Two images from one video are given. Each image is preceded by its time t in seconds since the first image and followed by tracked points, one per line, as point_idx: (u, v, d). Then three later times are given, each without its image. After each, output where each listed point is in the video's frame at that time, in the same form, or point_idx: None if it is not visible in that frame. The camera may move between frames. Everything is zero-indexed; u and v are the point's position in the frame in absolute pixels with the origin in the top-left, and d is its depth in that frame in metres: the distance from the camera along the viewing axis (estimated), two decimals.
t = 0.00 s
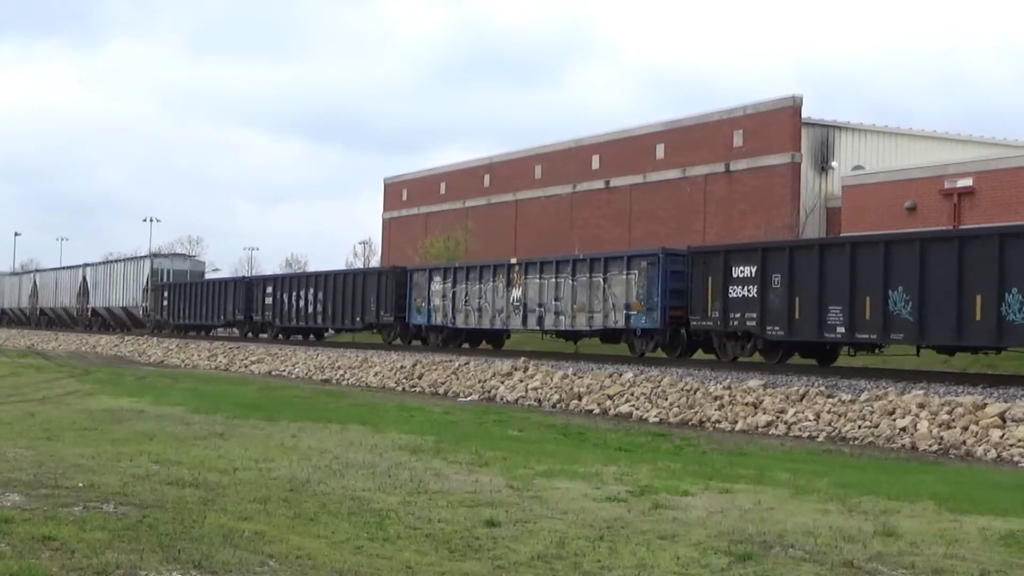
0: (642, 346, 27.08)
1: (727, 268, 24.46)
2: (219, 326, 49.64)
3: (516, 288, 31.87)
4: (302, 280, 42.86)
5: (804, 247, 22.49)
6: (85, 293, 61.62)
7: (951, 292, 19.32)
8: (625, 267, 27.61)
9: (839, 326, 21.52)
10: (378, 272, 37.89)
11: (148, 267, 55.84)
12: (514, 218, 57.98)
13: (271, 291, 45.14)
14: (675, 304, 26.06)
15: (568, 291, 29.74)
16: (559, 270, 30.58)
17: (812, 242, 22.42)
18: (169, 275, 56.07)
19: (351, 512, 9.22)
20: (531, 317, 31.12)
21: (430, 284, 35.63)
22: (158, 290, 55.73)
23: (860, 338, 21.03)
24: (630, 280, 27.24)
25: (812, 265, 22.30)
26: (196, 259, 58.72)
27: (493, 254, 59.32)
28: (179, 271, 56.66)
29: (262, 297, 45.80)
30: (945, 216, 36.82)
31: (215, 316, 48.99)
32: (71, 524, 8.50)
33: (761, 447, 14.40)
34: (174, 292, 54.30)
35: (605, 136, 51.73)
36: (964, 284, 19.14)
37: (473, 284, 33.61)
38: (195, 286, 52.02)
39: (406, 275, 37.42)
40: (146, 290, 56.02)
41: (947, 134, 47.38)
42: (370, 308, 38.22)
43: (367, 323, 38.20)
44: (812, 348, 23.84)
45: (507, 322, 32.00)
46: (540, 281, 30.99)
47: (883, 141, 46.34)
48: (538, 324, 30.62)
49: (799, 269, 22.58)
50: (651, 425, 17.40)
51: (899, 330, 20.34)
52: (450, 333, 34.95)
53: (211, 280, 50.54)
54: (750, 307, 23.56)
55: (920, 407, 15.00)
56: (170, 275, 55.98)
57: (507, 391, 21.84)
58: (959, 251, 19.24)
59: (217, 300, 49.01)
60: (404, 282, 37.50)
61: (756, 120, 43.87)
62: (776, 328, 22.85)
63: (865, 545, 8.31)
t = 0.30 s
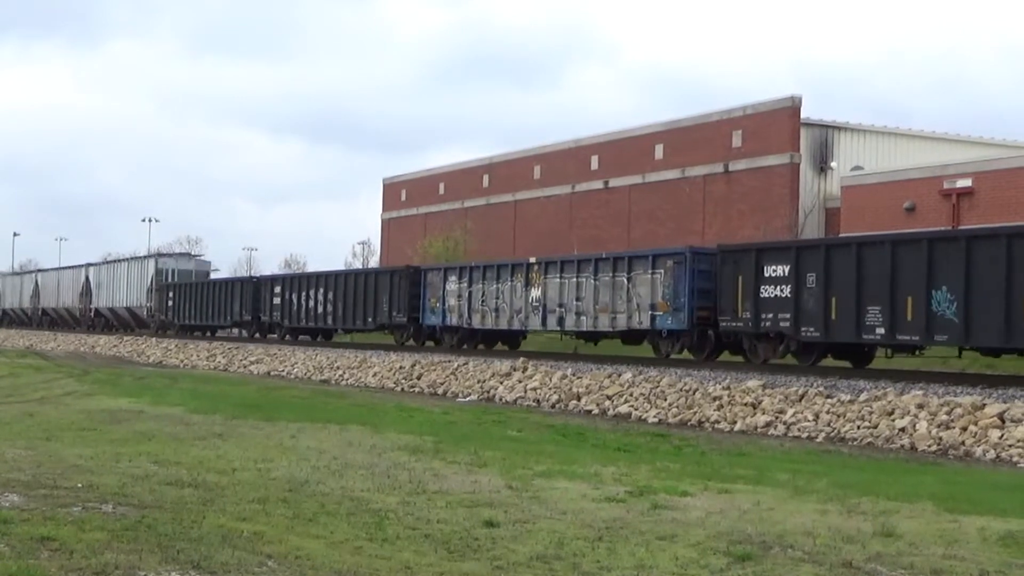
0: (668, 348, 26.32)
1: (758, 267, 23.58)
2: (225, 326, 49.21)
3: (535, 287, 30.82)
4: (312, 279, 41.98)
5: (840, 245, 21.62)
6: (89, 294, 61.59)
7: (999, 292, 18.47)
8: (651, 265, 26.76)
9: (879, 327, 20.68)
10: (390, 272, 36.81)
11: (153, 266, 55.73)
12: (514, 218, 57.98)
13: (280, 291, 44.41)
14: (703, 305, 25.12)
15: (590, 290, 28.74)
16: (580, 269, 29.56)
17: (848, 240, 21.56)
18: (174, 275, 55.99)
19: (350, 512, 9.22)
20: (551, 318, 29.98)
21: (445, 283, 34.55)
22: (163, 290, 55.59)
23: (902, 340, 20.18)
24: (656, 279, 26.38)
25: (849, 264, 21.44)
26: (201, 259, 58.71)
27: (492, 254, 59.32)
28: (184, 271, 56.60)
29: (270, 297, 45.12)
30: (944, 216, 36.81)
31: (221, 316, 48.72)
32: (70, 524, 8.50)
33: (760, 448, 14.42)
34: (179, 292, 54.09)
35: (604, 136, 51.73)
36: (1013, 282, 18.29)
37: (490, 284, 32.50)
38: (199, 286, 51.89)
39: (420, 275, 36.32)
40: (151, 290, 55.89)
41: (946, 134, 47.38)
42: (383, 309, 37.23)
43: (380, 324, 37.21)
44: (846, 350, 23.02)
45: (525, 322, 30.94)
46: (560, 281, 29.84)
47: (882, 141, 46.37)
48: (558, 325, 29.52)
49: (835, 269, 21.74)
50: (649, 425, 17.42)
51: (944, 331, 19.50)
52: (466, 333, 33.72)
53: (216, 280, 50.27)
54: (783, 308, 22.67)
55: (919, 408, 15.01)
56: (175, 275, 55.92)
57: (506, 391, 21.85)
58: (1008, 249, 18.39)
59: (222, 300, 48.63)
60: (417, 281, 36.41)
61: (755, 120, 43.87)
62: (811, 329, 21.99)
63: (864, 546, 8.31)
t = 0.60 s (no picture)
0: (696, 349, 25.72)
1: (794, 265, 22.94)
2: (234, 327, 49.13)
3: (556, 287, 30.23)
4: (324, 279, 41.70)
5: (879, 243, 20.95)
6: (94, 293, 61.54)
7: None
8: (679, 264, 26.17)
9: (922, 328, 19.98)
10: (406, 271, 36.47)
11: (160, 265, 55.56)
12: (514, 218, 57.99)
13: (291, 291, 44.19)
14: (733, 305, 24.55)
15: (615, 290, 28.09)
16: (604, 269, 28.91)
17: (889, 237, 20.82)
18: (180, 274, 55.90)
19: (351, 512, 9.22)
20: (573, 318, 29.44)
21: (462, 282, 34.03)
22: (170, 290, 55.55)
23: (946, 341, 19.48)
24: (685, 279, 25.80)
25: (890, 263, 20.72)
26: (208, 258, 58.62)
27: (493, 254, 59.30)
28: (190, 270, 56.49)
29: (280, 297, 44.94)
30: (945, 217, 36.80)
31: (229, 315, 48.63)
32: (71, 523, 8.50)
33: (761, 448, 14.43)
34: (186, 291, 54.03)
35: (605, 136, 51.73)
36: None
37: (509, 284, 31.95)
38: (207, 285, 51.78)
39: (436, 274, 35.89)
40: (158, 289, 55.77)
41: (946, 135, 47.38)
42: (397, 308, 36.87)
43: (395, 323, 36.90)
44: (884, 351, 22.38)
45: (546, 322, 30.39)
46: (583, 280, 29.25)
47: (882, 141, 46.36)
48: (582, 326, 29.00)
49: (874, 267, 21.07)
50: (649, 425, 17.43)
51: (991, 332, 18.79)
52: (484, 333, 33.39)
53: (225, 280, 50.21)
54: (819, 308, 22.05)
55: (920, 408, 15.01)
56: (182, 274, 55.83)
57: (507, 391, 21.85)
58: None
59: (231, 299, 48.53)
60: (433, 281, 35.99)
61: (756, 120, 43.88)
62: (850, 330, 21.36)
63: (865, 546, 8.32)
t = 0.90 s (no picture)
0: (728, 350, 25.58)
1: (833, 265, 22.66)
2: (243, 326, 49.09)
3: (579, 287, 29.88)
4: (336, 278, 41.56)
5: (923, 242, 20.63)
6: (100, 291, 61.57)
7: None
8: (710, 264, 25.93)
9: (971, 330, 19.60)
10: (423, 271, 36.20)
11: (167, 263, 55.46)
12: (516, 218, 57.99)
13: (302, 290, 44.09)
14: (767, 306, 24.39)
15: (642, 289, 27.73)
16: (630, 268, 28.54)
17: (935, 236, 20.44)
18: (188, 272, 55.88)
19: (352, 512, 9.22)
20: (598, 319, 29.12)
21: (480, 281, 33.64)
22: (177, 289, 55.45)
23: (997, 344, 19.08)
24: (716, 279, 25.59)
25: (936, 262, 20.36)
26: (216, 256, 58.63)
27: (495, 254, 59.25)
28: (198, 269, 56.48)
29: (291, 297, 44.83)
30: (947, 217, 36.77)
31: (239, 315, 48.59)
32: (72, 522, 8.50)
33: (763, 449, 14.42)
34: (194, 290, 54.00)
35: (607, 136, 51.70)
36: None
37: (530, 283, 31.60)
38: (215, 284, 51.73)
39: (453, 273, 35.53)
40: (165, 288, 55.69)
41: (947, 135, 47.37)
42: (412, 307, 36.62)
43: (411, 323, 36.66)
44: (926, 354, 22.01)
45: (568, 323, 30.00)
46: (607, 280, 28.93)
47: (884, 141, 46.34)
48: (607, 326, 28.64)
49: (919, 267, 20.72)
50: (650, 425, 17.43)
51: None
52: (503, 334, 33.11)
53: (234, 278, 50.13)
54: (861, 309, 21.74)
55: (921, 409, 15.00)
56: (189, 272, 55.81)
57: (508, 391, 21.84)
58: None
59: (240, 298, 48.49)
60: (450, 279, 35.61)
61: (757, 121, 43.87)
62: (893, 332, 21.02)
63: (867, 547, 8.31)
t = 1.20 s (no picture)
0: (758, 352, 25.14)
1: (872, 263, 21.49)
2: (252, 326, 49.04)
3: (602, 287, 29.53)
4: (348, 277, 41.43)
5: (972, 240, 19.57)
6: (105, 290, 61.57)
7: None
8: (741, 263, 25.44)
9: None
10: (439, 270, 36.03)
11: (174, 262, 55.37)
12: (516, 218, 57.97)
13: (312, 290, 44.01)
14: (800, 305, 23.96)
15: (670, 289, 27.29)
16: (657, 267, 28.08)
17: (982, 234, 19.45)
18: (195, 271, 55.90)
19: (352, 512, 9.22)
20: (622, 319, 28.71)
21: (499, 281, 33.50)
22: (184, 288, 55.35)
23: None
24: (748, 278, 25.10)
25: (985, 260, 19.36)
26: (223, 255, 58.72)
27: (496, 254, 59.18)
28: (205, 268, 56.56)
29: (302, 296, 44.72)
30: (947, 217, 36.78)
31: (247, 314, 48.52)
32: (72, 522, 8.50)
33: (763, 449, 14.40)
34: (201, 289, 53.93)
35: (608, 136, 51.67)
36: None
37: (552, 282, 31.30)
38: (222, 284, 51.70)
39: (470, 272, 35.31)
40: (171, 287, 55.59)
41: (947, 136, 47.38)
42: (428, 307, 36.46)
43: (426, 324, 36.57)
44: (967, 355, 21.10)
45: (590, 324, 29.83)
46: (633, 279, 28.49)
47: (884, 141, 46.33)
48: (632, 327, 28.25)
49: (966, 266, 19.68)
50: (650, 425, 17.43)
51: None
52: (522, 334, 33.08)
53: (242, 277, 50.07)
54: (903, 309, 20.66)
55: (921, 409, 15.00)
56: (196, 271, 55.80)
57: (508, 391, 21.83)
58: None
59: (248, 297, 48.43)
60: (467, 279, 35.51)
61: (757, 121, 43.87)
62: (938, 333, 19.99)
63: (866, 547, 8.31)
